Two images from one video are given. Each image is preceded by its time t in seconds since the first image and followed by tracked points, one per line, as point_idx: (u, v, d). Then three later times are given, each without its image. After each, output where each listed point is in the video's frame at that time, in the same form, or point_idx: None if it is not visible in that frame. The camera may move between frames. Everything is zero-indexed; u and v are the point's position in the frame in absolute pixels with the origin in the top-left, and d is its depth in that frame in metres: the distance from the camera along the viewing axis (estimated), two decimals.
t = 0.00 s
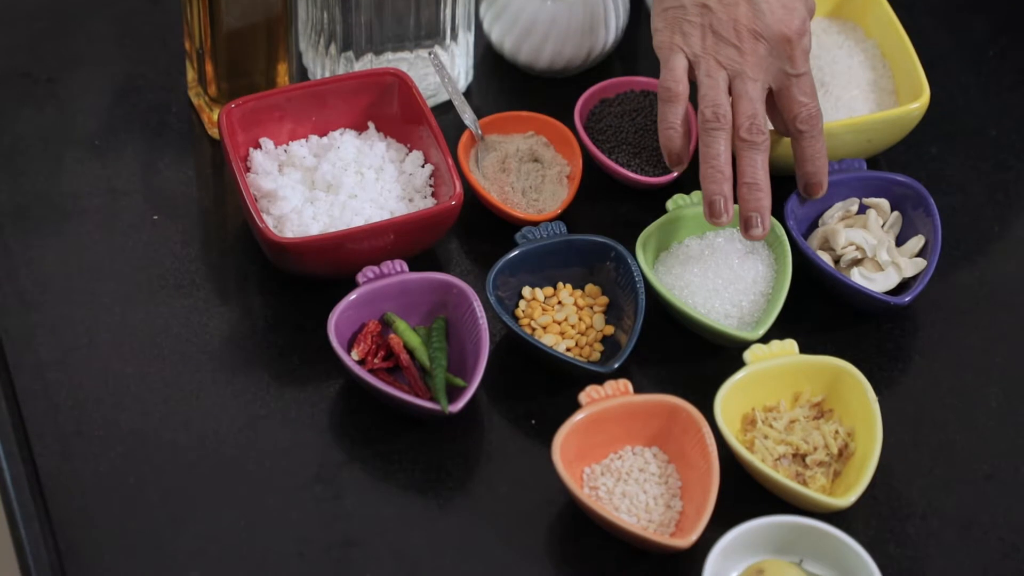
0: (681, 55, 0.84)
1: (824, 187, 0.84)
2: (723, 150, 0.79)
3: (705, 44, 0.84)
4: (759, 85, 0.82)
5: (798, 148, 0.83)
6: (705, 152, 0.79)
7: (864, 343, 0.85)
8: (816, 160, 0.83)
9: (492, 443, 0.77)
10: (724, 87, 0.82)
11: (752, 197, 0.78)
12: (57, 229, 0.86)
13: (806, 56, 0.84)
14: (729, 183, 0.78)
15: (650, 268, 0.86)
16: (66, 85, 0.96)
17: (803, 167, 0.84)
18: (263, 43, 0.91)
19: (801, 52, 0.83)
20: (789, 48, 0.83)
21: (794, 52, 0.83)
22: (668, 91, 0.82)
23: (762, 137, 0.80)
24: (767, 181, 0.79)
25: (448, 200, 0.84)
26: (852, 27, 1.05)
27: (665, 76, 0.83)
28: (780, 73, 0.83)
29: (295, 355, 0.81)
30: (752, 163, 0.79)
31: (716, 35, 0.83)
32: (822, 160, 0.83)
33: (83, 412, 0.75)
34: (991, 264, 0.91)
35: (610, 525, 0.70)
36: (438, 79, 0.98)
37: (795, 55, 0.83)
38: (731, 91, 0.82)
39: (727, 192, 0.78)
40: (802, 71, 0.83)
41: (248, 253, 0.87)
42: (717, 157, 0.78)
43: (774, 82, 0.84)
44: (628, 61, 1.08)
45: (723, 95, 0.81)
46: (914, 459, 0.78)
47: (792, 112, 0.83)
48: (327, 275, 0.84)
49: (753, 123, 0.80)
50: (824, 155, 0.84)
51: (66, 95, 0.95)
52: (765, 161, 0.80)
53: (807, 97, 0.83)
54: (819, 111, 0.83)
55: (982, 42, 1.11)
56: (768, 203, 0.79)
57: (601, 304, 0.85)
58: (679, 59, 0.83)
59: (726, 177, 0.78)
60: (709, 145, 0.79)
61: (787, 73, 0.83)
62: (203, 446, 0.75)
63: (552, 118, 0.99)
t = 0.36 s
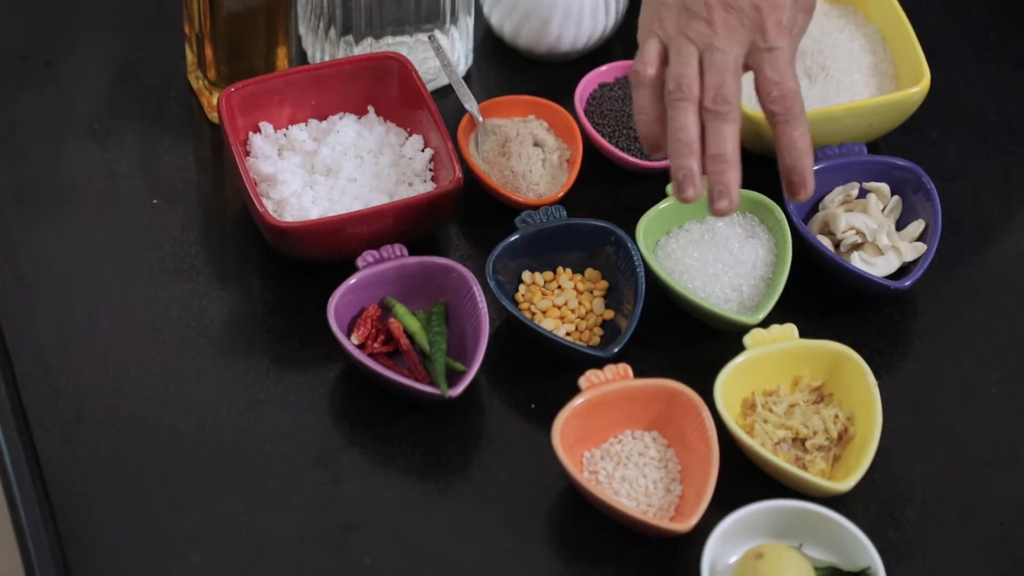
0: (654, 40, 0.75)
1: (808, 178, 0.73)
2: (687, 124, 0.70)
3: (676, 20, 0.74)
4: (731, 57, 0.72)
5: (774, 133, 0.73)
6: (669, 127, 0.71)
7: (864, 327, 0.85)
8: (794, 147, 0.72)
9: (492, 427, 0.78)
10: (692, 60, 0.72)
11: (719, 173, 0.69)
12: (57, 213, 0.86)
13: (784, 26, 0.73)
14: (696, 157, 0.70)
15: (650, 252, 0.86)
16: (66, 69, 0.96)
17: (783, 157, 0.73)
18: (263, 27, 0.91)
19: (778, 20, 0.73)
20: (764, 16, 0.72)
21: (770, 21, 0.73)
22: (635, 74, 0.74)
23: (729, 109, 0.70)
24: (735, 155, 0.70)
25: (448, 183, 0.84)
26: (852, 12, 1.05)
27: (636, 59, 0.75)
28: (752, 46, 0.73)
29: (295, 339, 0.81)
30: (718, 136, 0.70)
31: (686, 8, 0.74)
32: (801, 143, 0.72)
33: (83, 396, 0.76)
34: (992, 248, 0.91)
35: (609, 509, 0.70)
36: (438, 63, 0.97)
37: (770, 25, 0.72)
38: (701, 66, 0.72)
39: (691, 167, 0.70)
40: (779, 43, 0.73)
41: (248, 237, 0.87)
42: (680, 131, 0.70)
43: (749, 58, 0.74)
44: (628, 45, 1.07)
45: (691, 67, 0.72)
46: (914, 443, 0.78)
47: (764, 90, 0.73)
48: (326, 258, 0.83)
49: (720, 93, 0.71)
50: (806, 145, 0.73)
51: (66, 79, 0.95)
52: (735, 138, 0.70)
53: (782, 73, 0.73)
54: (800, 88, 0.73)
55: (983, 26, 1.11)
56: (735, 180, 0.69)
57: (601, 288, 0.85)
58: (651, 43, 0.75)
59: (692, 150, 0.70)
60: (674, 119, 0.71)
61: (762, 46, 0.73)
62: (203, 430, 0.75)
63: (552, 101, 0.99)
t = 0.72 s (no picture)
0: (648, 92, 0.74)
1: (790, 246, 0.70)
2: (670, 175, 0.68)
3: (673, 78, 0.73)
4: (723, 118, 0.71)
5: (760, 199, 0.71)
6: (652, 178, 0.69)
7: (866, 307, 0.85)
8: (780, 214, 0.70)
9: (492, 406, 0.78)
10: (684, 116, 0.71)
11: (696, 229, 0.67)
12: (56, 192, 0.86)
13: (779, 96, 0.73)
14: (676, 211, 0.67)
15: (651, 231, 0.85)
16: (66, 47, 0.96)
17: (767, 225, 0.70)
18: (264, 5, 0.91)
19: (772, 89, 0.72)
20: (760, 84, 0.72)
21: (766, 88, 0.72)
22: (626, 124, 0.73)
23: (716, 167, 0.68)
24: (717, 214, 0.67)
25: (449, 162, 0.83)
26: None
27: (627, 109, 0.74)
28: (746, 113, 0.72)
29: (295, 317, 0.81)
30: (703, 193, 0.67)
31: (685, 68, 0.73)
32: (787, 211, 0.70)
33: (83, 375, 0.76)
34: (992, 227, 0.91)
35: (609, 488, 0.71)
36: (439, 41, 0.97)
37: (765, 92, 0.72)
38: (692, 125, 0.71)
39: (670, 220, 0.67)
40: (772, 111, 0.72)
41: (248, 217, 0.87)
42: (663, 181, 0.68)
43: (741, 122, 0.72)
44: (629, 24, 1.07)
45: (682, 122, 0.71)
46: (914, 422, 0.78)
47: (755, 156, 0.71)
48: (325, 236, 0.83)
49: (708, 150, 0.69)
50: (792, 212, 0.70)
51: (66, 57, 0.95)
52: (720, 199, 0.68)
53: (773, 141, 0.71)
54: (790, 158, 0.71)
55: (983, 7, 1.11)
56: (712, 241, 0.67)
57: (601, 268, 0.85)
58: (645, 96, 0.74)
59: (672, 204, 0.67)
60: (659, 171, 0.69)
61: (756, 113, 0.72)
62: (203, 408, 0.75)
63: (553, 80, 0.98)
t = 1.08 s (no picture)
0: (657, 111, 0.74)
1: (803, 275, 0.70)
2: (683, 200, 0.68)
3: (683, 99, 0.74)
4: (734, 143, 0.71)
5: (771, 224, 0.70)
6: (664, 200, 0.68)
7: (866, 283, 0.85)
8: (792, 241, 0.69)
9: (492, 381, 0.78)
10: (696, 140, 0.71)
11: (711, 256, 0.67)
12: (56, 167, 0.86)
13: (789, 123, 0.73)
14: (689, 234, 0.67)
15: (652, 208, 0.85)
16: (66, 23, 0.96)
17: (778, 250, 0.70)
18: None
19: (783, 116, 0.73)
20: (771, 109, 0.72)
21: (776, 114, 0.72)
22: (636, 142, 0.72)
23: (730, 193, 0.68)
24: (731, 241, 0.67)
25: (449, 139, 0.83)
26: None
27: (636, 128, 0.73)
28: (757, 138, 0.72)
29: (296, 293, 0.81)
30: (716, 219, 0.67)
31: (695, 90, 0.74)
32: (799, 237, 0.69)
33: (83, 350, 0.76)
34: (993, 203, 0.91)
35: (610, 464, 0.71)
36: (440, 17, 0.96)
37: (777, 118, 0.72)
38: (703, 148, 0.71)
39: (684, 245, 0.66)
40: (784, 138, 0.72)
41: (248, 193, 0.87)
42: (677, 205, 0.67)
43: (751, 147, 0.72)
44: None
45: (694, 146, 0.70)
46: (913, 398, 0.78)
47: (767, 182, 0.71)
48: (325, 212, 0.83)
49: (722, 175, 0.69)
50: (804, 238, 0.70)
51: (65, 33, 0.95)
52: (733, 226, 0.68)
53: (786, 167, 0.71)
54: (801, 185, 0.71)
55: None
56: (726, 268, 0.67)
57: (602, 245, 0.85)
58: (654, 115, 0.74)
59: (686, 228, 0.67)
60: (671, 194, 0.68)
61: (767, 138, 0.72)
62: (204, 384, 0.75)
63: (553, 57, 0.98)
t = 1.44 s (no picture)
0: (662, 106, 0.73)
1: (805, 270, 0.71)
2: (687, 199, 0.68)
3: (688, 95, 0.73)
4: (739, 142, 0.71)
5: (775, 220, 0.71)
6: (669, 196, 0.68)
7: (866, 260, 0.85)
8: (796, 236, 0.70)
9: (491, 357, 0.78)
10: (701, 137, 0.71)
11: (716, 253, 0.67)
12: (56, 146, 0.86)
13: (795, 119, 0.72)
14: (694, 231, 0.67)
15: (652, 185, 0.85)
16: (68, 4, 0.97)
17: (783, 245, 0.70)
18: None
19: (790, 114, 0.72)
20: (777, 106, 0.72)
21: (782, 110, 0.72)
22: (641, 136, 0.72)
23: (735, 192, 0.68)
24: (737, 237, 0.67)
25: (449, 116, 0.83)
26: None
27: (642, 122, 0.73)
28: (763, 135, 0.72)
29: (296, 270, 0.81)
30: (722, 218, 0.68)
31: (700, 87, 0.73)
32: (803, 234, 0.70)
33: (82, 327, 0.77)
34: (994, 180, 0.91)
35: (609, 441, 0.71)
36: None
37: (782, 116, 0.72)
38: (707, 146, 0.71)
39: (688, 241, 0.67)
40: (790, 135, 0.71)
41: (248, 169, 0.87)
42: (681, 203, 0.68)
43: (757, 144, 0.72)
44: None
45: (700, 144, 0.70)
46: (913, 374, 0.79)
47: (773, 179, 0.70)
48: (325, 189, 0.83)
49: (728, 173, 0.69)
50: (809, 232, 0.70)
51: (67, 13, 0.96)
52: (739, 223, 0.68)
53: (792, 164, 0.71)
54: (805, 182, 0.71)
55: None
56: (731, 265, 0.67)
57: (602, 222, 0.85)
58: (659, 108, 0.73)
59: (691, 225, 0.67)
60: (676, 191, 0.68)
61: (772, 135, 0.71)
62: (203, 359, 0.76)
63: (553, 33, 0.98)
